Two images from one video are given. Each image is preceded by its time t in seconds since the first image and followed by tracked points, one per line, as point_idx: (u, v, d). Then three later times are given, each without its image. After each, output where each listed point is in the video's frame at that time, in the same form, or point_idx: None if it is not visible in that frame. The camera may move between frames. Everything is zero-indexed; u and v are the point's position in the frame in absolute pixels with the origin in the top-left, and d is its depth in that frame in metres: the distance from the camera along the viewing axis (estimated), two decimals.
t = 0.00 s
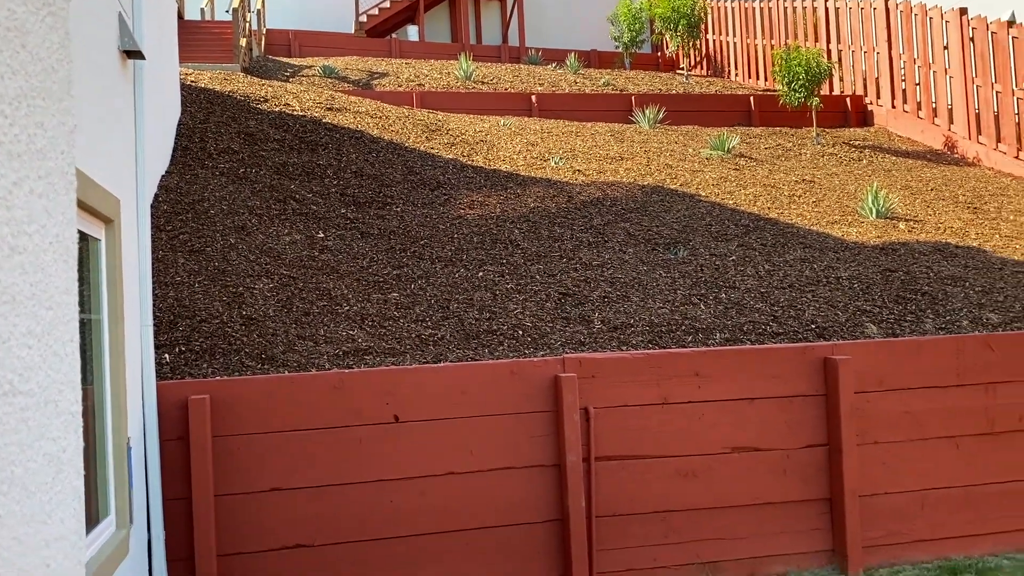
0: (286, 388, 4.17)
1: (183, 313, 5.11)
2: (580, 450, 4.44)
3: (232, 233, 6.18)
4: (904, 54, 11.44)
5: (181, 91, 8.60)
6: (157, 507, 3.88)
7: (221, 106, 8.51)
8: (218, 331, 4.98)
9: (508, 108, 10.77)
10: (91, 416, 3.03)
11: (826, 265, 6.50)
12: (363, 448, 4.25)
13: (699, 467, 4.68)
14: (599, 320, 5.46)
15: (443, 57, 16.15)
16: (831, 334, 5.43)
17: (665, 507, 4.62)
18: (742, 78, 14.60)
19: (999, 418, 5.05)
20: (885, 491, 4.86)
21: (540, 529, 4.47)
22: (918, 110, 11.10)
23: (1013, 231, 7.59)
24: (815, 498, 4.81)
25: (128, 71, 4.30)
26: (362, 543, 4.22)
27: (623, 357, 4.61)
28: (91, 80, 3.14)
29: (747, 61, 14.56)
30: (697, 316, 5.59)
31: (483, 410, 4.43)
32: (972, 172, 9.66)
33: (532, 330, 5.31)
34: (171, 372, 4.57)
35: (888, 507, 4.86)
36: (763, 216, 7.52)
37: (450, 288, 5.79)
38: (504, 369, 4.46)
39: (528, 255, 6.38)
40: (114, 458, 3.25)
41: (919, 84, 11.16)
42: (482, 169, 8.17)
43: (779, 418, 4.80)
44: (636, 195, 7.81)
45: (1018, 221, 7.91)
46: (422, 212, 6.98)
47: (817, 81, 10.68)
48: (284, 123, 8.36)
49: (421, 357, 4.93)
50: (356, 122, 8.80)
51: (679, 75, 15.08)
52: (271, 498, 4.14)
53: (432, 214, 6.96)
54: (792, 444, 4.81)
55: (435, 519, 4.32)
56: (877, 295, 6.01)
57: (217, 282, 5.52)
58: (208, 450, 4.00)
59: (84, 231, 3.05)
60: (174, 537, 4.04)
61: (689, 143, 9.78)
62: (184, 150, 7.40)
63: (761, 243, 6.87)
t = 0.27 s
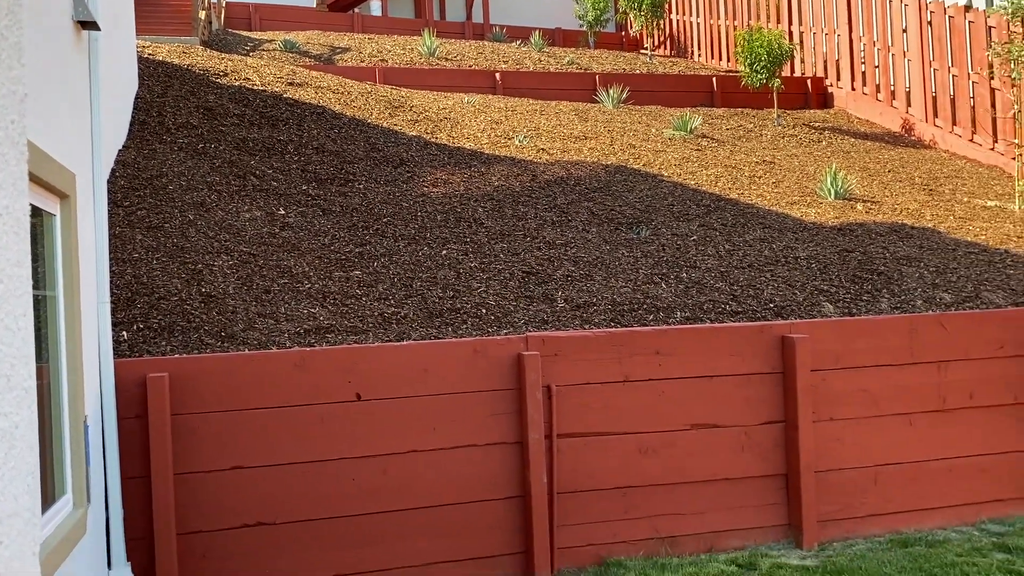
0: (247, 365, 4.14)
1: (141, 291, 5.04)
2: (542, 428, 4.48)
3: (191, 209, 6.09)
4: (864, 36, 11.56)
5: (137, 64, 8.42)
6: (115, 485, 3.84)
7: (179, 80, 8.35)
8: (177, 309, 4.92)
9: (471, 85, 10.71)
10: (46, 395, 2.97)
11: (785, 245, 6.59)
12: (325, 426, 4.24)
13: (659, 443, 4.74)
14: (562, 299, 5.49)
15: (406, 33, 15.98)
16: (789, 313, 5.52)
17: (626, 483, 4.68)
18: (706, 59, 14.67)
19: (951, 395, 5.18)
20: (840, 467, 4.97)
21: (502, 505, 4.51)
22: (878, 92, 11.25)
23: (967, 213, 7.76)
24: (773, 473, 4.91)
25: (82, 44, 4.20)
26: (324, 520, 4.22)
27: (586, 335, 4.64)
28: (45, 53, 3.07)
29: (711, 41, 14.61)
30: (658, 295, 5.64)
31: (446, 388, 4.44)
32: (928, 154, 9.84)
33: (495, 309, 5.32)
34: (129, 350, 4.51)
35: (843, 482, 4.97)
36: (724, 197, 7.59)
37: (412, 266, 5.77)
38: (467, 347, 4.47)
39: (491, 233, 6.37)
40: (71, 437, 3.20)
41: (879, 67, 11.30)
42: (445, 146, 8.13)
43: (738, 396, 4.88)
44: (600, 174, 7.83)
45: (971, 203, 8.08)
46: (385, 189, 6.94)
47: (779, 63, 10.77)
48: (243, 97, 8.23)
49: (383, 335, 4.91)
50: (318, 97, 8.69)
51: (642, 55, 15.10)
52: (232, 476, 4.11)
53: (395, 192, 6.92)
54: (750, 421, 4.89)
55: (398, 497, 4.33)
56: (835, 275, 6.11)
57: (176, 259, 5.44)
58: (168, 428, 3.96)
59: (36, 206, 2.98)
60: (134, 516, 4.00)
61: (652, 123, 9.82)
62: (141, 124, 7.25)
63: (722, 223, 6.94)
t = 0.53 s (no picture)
0: (201, 339, 4.09)
1: (92, 263, 4.94)
2: (499, 402, 4.50)
3: (142, 180, 5.97)
4: (820, 15, 11.67)
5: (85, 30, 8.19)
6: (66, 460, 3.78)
7: (129, 48, 8.14)
8: (128, 282, 4.83)
9: (430, 58, 10.61)
10: None
11: (740, 221, 6.67)
12: (281, 401, 4.22)
13: (615, 417, 4.80)
14: (521, 274, 5.50)
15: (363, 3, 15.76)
16: (744, 288, 5.60)
17: (583, 456, 4.73)
18: (664, 35, 14.70)
19: (898, 368, 5.32)
20: (791, 439, 5.08)
21: (460, 478, 4.53)
22: (832, 70, 11.39)
23: (916, 190, 7.92)
24: (726, 446, 5.01)
25: (28, 9, 4.08)
26: (281, 495, 4.21)
27: (543, 310, 4.66)
28: None
29: (669, 17, 14.64)
30: (615, 270, 5.68)
31: (404, 362, 4.43)
32: (880, 133, 10.01)
33: (453, 283, 5.31)
34: (80, 323, 4.42)
35: (793, 453, 5.09)
36: (681, 173, 7.65)
37: (370, 240, 5.73)
38: (425, 321, 4.46)
39: (449, 207, 6.35)
40: (19, 412, 3.13)
41: (834, 45, 11.43)
42: (403, 119, 8.06)
43: (692, 370, 4.95)
44: (558, 149, 7.84)
45: (921, 181, 8.25)
46: (341, 162, 6.86)
47: (737, 40, 10.84)
48: (196, 67, 8.05)
49: (340, 309, 4.88)
50: (273, 68, 8.54)
51: (601, 30, 15.08)
52: (187, 451, 4.08)
53: (351, 164, 6.85)
54: (704, 394, 4.98)
55: (355, 470, 4.33)
56: (788, 251, 6.21)
57: (127, 231, 5.34)
58: (120, 403, 3.91)
59: None
60: (86, 492, 3.95)
61: (611, 99, 9.83)
62: (90, 92, 7.07)
63: (679, 199, 7.00)
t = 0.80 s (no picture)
0: (148, 310, 4.02)
1: (33, 232, 4.80)
2: (453, 373, 4.51)
3: (86, 147, 5.81)
4: None
5: None
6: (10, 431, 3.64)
7: (70, 10, 7.88)
8: (72, 251, 4.71)
9: (382, 26, 10.46)
10: None
11: (692, 194, 6.74)
12: (232, 372, 4.17)
13: (567, 387, 4.84)
14: (474, 245, 5.49)
15: None
16: (694, 261, 5.67)
17: (536, 426, 4.77)
18: (618, 8, 14.68)
19: (843, 339, 5.44)
20: (739, 408, 5.19)
21: (413, 449, 4.55)
22: (783, 46, 11.50)
23: (863, 165, 8.07)
24: (676, 415, 5.09)
25: None
26: (232, 467, 4.17)
27: (496, 281, 4.67)
28: None
29: None
30: (568, 242, 5.70)
31: (356, 333, 4.41)
32: (828, 108, 10.16)
33: (406, 254, 5.28)
34: (21, 294, 4.31)
35: (741, 422, 5.19)
36: (634, 145, 7.68)
37: (321, 210, 5.66)
38: (377, 292, 4.44)
39: (402, 177, 6.30)
40: None
41: (785, 20, 11.52)
42: (356, 88, 7.95)
43: (644, 341, 5.01)
44: (512, 120, 7.81)
45: (868, 155, 8.41)
46: (292, 130, 6.76)
47: (690, 13, 10.87)
48: (142, 32, 7.83)
49: (291, 280, 4.83)
50: (222, 34, 8.34)
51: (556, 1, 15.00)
52: (135, 423, 4.01)
53: (303, 133, 6.75)
54: (655, 365, 5.04)
55: (307, 442, 4.31)
56: (738, 224, 6.29)
57: (70, 199, 5.20)
58: (65, 374, 3.82)
59: None
60: (30, 465, 3.86)
61: (565, 70, 9.80)
62: (29, 56, 6.84)
63: (632, 172, 7.04)
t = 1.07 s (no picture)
0: (87, 281, 3.91)
1: None
2: (401, 344, 4.50)
3: (18, 112, 5.61)
4: None
5: None
6: None
7: None
8: (5, 221, 4.56)
9: None
10: None
11: (639, 166, 6.78)
12: (175, 344, 4.10)
13: (515, 358, 4.86)
14: (422, 216, 5.46)
15: None
16: (641, 232, 5.72)
17: (484, 396, 4.80)
18: None
19: (785, 310, 5.56)
20: (684, 378, 5.28)
21: (361, 420, 4.53)
22: (730, 19, 11.57)
23: (807, 138, 8.20)
24: (622, 385, 5.16)
25: None
26: (176, 440, 4.11)
27: (445, 253, 4.65)
28: None
29: None
30: (517, 213, 5.70)
31: (303, 304, 4.36)
32: (774, 82, 10.27)
33: (353, 225, 5.23)
34: None
35: (685, 391, 5.28)
36: (583, 117, 7.68)
37: (266, 179, 5.56)
38: (324, 263, 4.39)
39: (349, 146, 6.22)
40: None
41: None
42: (301, 55, 7.79)
43: (591, 311, 5.06)
44: (460, 90, 7.74)
45: (811, 129, 8.55)
46: (235, 97, 6.60)
47: None
48: None
49: (235, 251, 4.74)
50: None
51: None
52: (75, 396, 3.91)
53: (246, 100, 6.60)
54: (602, 336, 5.09)
55: (253, 414, 4.27)
56: (685, 196, 6.35)
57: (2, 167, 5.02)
58: None
59: None
60: None
61: (513, 40, 9.74)
62: None
63: (580, 144, 7.05)
